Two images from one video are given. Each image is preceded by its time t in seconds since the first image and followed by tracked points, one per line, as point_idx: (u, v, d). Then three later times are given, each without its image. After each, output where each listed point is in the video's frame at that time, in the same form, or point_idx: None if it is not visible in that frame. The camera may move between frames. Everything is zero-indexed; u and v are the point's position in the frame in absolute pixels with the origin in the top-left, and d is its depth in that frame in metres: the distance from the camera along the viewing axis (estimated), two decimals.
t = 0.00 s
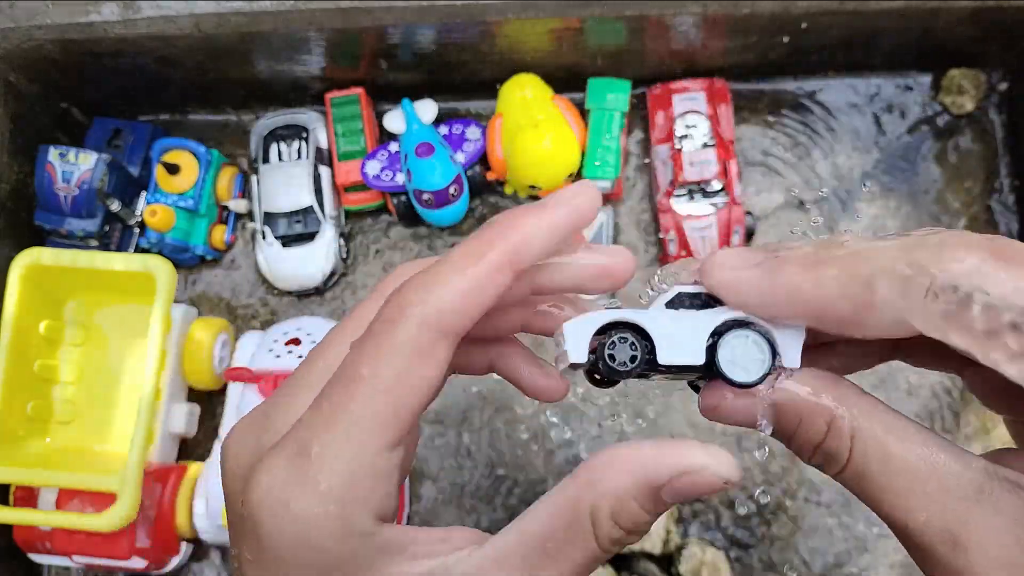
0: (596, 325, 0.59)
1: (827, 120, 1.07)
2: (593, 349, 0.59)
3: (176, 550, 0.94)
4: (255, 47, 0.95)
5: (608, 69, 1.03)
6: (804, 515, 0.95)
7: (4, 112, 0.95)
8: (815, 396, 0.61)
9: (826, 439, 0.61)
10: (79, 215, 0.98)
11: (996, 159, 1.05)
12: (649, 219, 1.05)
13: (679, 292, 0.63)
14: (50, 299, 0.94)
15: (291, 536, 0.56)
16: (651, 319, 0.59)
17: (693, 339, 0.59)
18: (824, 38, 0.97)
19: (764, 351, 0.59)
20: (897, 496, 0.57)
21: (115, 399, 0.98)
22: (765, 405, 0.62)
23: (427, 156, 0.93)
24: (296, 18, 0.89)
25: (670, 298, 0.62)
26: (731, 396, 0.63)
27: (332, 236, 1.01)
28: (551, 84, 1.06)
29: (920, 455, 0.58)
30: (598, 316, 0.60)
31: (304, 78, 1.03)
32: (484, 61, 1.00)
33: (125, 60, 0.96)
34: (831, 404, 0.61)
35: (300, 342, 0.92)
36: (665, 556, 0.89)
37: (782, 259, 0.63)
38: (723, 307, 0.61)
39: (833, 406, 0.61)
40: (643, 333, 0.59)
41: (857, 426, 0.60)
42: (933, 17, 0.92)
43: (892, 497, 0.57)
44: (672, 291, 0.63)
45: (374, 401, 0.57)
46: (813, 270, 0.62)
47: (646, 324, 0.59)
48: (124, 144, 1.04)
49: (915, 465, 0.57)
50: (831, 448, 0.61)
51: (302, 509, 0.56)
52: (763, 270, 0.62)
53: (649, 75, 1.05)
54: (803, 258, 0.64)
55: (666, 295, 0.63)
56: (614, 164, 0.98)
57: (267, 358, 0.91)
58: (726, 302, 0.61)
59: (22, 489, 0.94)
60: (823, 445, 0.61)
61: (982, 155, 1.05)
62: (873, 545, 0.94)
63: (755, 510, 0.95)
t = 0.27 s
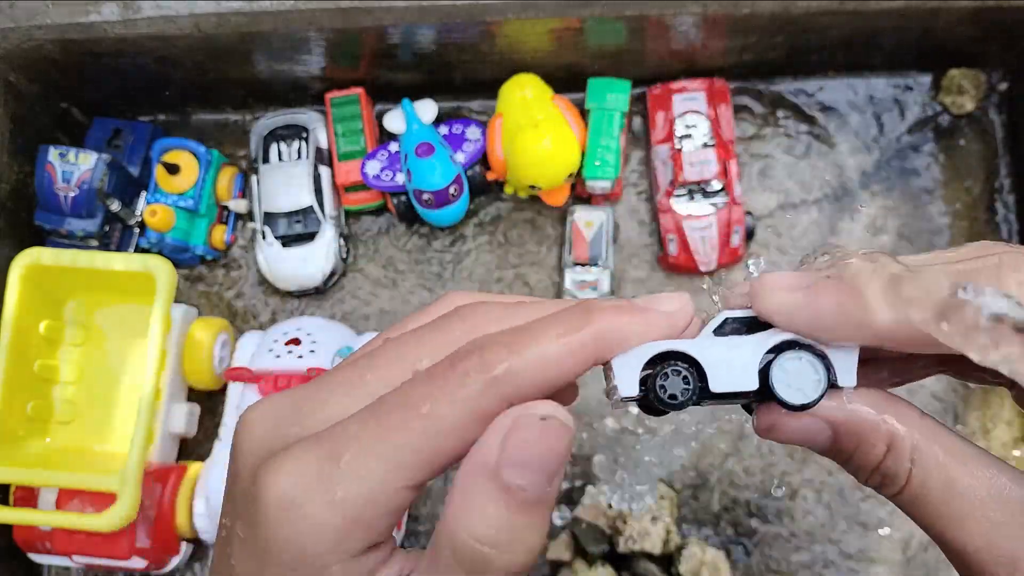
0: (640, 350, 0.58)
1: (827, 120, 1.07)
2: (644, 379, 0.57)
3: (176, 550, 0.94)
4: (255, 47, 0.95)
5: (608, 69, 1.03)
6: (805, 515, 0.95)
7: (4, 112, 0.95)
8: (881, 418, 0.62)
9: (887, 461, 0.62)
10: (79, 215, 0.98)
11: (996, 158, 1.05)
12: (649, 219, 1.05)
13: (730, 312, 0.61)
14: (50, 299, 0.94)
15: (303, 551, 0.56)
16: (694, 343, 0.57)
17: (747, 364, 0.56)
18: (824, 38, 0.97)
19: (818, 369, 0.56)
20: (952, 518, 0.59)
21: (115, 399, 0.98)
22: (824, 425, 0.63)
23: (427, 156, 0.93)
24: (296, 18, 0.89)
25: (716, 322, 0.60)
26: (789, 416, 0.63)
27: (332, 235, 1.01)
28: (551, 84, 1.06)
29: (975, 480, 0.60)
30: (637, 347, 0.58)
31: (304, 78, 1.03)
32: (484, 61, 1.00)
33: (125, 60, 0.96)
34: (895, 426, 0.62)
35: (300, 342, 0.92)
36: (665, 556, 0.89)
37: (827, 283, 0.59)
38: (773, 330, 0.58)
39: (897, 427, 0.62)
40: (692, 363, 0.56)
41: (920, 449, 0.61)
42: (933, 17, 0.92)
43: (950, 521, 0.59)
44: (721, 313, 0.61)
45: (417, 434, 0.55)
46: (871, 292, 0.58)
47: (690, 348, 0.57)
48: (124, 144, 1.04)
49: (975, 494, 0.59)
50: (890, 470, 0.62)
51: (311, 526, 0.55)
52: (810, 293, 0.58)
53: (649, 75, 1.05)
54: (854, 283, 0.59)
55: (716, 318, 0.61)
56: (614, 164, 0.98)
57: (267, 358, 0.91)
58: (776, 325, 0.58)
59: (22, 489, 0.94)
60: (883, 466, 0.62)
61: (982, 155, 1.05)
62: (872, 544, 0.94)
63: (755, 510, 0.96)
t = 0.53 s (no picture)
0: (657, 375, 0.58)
1: (827, 121, 1.07)
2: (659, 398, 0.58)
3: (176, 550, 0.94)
4: (255, 47, 0.95)
5: (608, 69, 1.03)
6: (805, 515, 0.95)
7: (4, 111, 0.95)
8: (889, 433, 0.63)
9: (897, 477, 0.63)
10: (79, 215, 0.98)
11: (996, 159, 1.05)
12: (649, 219, 1.05)
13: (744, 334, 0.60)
14: (50, 300, 0.94)
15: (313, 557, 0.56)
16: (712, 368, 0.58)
17: (761, 378, 0.58)
18: (825, 38, 0.97)
19: (832, 393, 0.58)
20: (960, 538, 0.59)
21: (115, 399, 0.98)
22: (834, 442, 0.64)
23: (427, 156, 0.93)
24: (296, 18, 0.89)
25: (732, 342, 0.60)
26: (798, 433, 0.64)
27: (332, 236, 1.01)
28: (552, 84, 1.06)
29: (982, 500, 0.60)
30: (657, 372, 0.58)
31: (304, 78, 1.03)
32: (484, 61, 1.00)
33: (125, 59, 0.96)
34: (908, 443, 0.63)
35: (299, 342, 0.92)
36: (665, 557, 0.89)
37: (850, 305, 0.60)
38: (789, 350, 0.59)
39: (906, 444, 0.63)
40: (708, 384, 0.58)
41: (931, 466, 0.62)
42: (934, 16, 0.92)
43: (958, 540, 0.59)
44: (734, 333, 0.60)
45: (436, 445, 0.52)
46: (885, 315, 0.59)
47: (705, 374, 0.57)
48: (124, 144, 1.04)
49: (981, 511, 0.59)
50: (899, 486, 0.63)
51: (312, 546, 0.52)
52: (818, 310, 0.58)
53: (649, 75, 1.05)
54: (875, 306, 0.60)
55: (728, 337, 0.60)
56: (614, 164, 0.98)
57: (267, 358, 0.92)
58: (792, 345, 0.59)
59: (22, 489, 0.94)
60: (893, 482, 0.63)
61: (982, 155, 1.05)
62: (873, 544, 0.94)
63: (755, 510, 0.96)
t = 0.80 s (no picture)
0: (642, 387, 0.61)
1: (827, 121, 1.07)
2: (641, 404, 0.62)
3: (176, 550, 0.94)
4: (255, 47, 0.95)
5: (608, 69, 1.03)
6: (806, 515, 0.95)
7: (4, 111, 0.95)
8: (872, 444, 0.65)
9: (877, 487, 0.64)
10: (79, 215, 0.98)
11: (996, 159, 1.05)
12: (649, 219, 1.05)
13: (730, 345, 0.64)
14: (50, 300, 0.94)
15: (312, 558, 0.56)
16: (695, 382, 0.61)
17: (740, 390, 0.61)
18: (825, 38, 0.97)
19: (812, 408, 0.61)
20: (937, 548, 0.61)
21: (115, 399, 0.98)
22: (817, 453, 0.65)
23: (427, 156, 0.93)
24: (296, 18, 0.89)
25: (719, 352, 0.63)
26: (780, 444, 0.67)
27: (332, 235, 1.01)
28: (552, 84, 1.06)
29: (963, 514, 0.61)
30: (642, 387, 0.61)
31: (304, 78, 1.03)
32: (484, 61, 1.00)
33: (126, 59, 0.96)
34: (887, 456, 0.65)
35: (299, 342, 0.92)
36: (665, 556, 0.90)
37: (832, 319, 0.63)
38: (769, 364, 0.62)
39: (887, 457, 0.64)
40: (688, 394, 0.61)
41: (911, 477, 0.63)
42: (933, 16, 0.92)
43: (937, 549, 0.61)
44: (721, 343, 0.64)
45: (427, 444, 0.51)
46: (879, 328, 0.62)
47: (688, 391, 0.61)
48: (124, 144, 1.04)
49: (960, 520, 0.60)
50: (879, 498, 0.64)
51: (321, 549, 0.51)
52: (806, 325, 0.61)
53: (649, 75, 1.05)
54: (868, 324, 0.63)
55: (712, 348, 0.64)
56: (614, 164, 0.98)
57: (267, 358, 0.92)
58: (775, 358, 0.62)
59: (22, 489, 0.94)
60: (872, 494, 0.64)
61: (982, 155, 1.05)
62: (874, 545, 0.94)
63: (755, 510, 0.95)
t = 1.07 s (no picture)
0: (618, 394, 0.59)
1: (824, 121, 1.08)
2: (619, 412, 0.59)
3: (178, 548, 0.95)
4: (257, 49, 0.96)
5: (607, 71, 1.04)
6: (804, 513, 0.96)
7: (7, 112, 0.95)
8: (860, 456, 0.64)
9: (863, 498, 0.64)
10: (82, 216, 0.99)
11: (993, 159, 1.05)
12: (648, 219, 1.06)
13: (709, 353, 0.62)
14: (53, 300, 0.95)
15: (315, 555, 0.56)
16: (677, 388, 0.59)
17: (723, 400, 0.59)
18: (823, 39, 0.97)
19: (794, 418, 0.59)
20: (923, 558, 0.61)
21: (118, 398, 0.98)
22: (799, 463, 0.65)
23: (428, 157, 0.94)
24: (297, 19, 0.89)
25: (698, 361, 0.61)
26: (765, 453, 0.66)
27: (333, 236, 1.02)
28: (552, 85, 1.07)
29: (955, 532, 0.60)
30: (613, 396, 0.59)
31: (305, 79, 1.04)
32: (485, 62, 1.01)
33: (128, 61, 0.97)
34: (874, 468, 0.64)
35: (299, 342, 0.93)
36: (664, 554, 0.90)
37: (819, 322, 0.61)
38: (752, 371, 0.59)
39: (871, 467, 0.64)
40: (669, 405, 0.58)
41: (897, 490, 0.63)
42: (932, 18, 0.92)
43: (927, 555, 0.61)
44: (700, 351, 0.62)
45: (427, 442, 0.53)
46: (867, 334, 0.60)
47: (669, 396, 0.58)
48: (127, 145, 1.05)
49: (949, 528, 0.60)
50: (864, 507, 0.64)
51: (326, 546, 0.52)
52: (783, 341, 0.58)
53: (648, 76, 1.05)
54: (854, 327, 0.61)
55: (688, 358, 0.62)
56: (614, 164, 0.99)
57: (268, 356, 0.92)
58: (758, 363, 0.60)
59: (25, 488, 0.95)
60: (858, 504, 0.64)
61: (979, 156, 1.05)
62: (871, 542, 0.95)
63: (753, 508, 0.96)
